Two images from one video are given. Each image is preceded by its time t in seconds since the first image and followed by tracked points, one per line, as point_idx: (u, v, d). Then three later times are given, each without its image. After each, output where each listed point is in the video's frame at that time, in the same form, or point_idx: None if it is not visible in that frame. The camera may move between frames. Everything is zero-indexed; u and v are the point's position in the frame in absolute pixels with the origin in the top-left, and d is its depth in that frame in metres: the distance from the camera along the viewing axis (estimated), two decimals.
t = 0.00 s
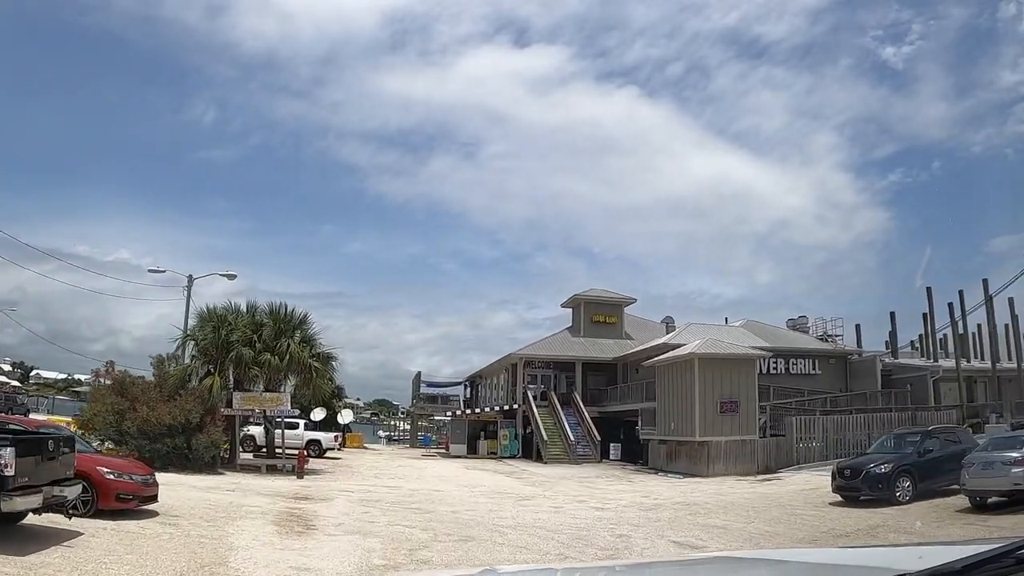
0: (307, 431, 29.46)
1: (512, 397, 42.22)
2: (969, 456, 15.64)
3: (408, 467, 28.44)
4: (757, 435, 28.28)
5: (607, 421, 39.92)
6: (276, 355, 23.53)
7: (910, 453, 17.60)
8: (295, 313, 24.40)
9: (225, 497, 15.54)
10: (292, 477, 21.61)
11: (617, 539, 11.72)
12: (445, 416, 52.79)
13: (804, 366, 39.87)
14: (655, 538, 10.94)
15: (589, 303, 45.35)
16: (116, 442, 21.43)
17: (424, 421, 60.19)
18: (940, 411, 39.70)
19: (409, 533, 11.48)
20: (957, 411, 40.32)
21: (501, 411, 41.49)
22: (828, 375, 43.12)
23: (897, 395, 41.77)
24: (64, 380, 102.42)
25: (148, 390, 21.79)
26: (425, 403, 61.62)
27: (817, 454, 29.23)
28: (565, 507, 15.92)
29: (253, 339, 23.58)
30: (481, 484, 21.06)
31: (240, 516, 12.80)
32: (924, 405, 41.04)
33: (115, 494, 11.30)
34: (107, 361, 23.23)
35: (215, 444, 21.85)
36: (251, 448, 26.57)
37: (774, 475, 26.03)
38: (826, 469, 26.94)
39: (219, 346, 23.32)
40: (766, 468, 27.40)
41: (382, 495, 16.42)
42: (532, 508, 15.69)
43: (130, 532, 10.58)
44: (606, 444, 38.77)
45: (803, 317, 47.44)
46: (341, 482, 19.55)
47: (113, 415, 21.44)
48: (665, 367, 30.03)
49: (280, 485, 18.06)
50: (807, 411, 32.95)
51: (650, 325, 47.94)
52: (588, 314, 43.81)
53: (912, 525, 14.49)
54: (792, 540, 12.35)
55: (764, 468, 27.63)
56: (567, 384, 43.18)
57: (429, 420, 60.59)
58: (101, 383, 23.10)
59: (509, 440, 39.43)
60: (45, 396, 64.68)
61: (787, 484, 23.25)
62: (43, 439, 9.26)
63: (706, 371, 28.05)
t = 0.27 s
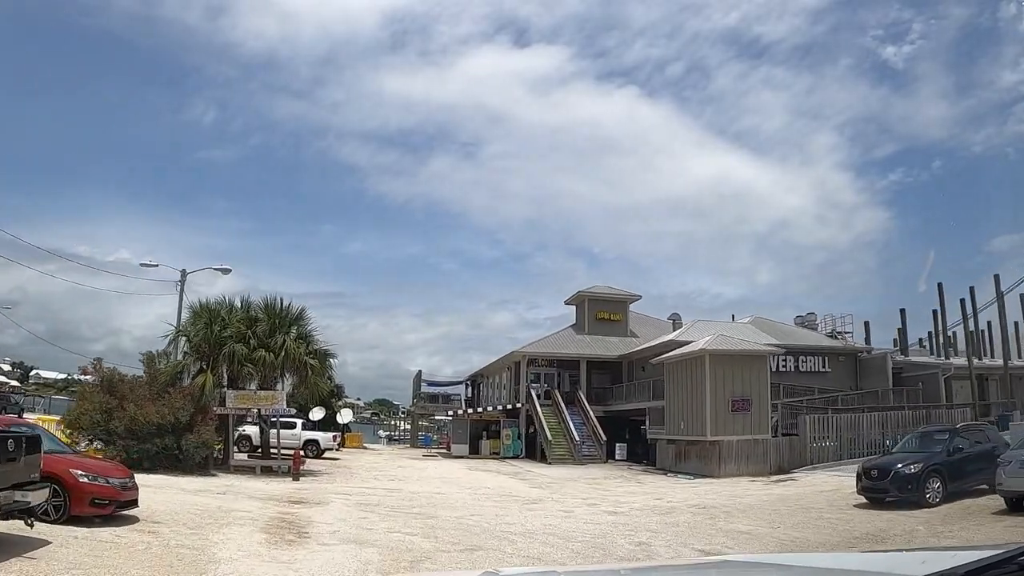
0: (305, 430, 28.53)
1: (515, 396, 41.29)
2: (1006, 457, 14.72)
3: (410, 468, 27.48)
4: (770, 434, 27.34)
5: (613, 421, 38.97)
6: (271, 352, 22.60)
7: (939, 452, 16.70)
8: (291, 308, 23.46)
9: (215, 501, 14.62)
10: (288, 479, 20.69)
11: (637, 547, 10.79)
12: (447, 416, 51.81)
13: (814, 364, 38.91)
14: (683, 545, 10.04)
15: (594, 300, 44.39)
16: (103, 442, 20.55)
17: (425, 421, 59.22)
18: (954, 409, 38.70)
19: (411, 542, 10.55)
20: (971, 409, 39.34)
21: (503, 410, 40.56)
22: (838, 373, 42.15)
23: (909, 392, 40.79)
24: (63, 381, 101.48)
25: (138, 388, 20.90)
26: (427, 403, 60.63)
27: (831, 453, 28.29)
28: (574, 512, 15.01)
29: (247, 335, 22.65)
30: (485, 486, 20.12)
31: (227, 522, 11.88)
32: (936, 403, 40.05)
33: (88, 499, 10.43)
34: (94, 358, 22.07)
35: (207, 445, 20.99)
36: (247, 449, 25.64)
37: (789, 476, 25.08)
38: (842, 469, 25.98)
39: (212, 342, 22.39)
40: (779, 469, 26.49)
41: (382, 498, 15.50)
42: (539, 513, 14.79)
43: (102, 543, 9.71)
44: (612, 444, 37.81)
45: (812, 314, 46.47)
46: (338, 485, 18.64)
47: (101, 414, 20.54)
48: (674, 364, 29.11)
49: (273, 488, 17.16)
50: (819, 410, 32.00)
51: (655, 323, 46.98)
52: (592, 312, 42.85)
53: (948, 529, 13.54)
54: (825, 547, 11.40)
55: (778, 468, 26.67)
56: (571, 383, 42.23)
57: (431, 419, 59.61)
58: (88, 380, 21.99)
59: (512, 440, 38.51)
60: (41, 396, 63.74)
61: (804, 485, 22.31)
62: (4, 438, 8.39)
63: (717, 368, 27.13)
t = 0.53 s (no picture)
0: (302, 430, 27.63)
1: (518, 395, 40.44)
2: None
3: (411, 468, 26.58)
4: (783, 434, 26.45)
5: (618, 420, 38.10)
6: (267, 348, 21.71)
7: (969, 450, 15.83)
8: (288, 303, 22.57)
9: (205, 505, 13.77)
10: (284, 481, 19.81)
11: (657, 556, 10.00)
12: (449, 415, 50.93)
13: (823, 362, 38.05)
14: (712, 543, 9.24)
15: (598, 297, 43.51)
16: (91, 442, 19.70)
17: (427, 421, 58.35)
18: (967, 408, 37.83)
19: (414, 551, 9.69)
20: (984, 408, 38.49)
21: (507, 409, 39.68)
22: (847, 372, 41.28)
23: (920, 391, 39.86)
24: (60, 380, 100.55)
25: (127, 386, 20.04)
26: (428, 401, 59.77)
27: (845, 454, 27.44)
28: (586, 518, 14.12)
29: (242, 331, 21.74)
30: (490, 489, 19.22)
31: (214, 530, 11.01)
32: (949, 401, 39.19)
33: (61, 505, 9.64)
34: (83, 354, 21.05)
35: (200, 445, 20.13)
36: (242, 449, 24.75)
37: (803, 477, 24.21)
38: (859, 469, 25.11)
39: (205, 338, 21.51)
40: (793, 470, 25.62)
41: (382, 502, 14.63)
42: (550, 518, 13.90)
43: (74, 553, 8.85)
44: (618, 444, 36.94)
45: (820, 311, 45.60)
46: (336, 487, 17.74)
47: (89, 413, 19.68)
48: (684, 361, 28.26)
49: (267, 491, 16.28)
50: (831, 408, 31.15)
51: (661, 320, 46.08)
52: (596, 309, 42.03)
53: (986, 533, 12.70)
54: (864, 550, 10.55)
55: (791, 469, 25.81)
56: (575, 382, 41.38)
57: (432, 419, 58.73)
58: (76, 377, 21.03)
59: (516, 440, 37.61)
60: (37, 395, 63.00)
61: (821, 486, 21.43)
62: None
63: (729, 365, 26.25)
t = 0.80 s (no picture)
0: (299, 429, 26.80)
1: (520, 394, 39.60)
2: None
3: (410, 469, 25.75)
4: (795, 433, 25.60)
5: (623, 420, 37.26)
6: (259, 344, 20.86)
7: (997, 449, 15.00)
8: (282, 297, 21.71)
9: (190, 509, 12.93)
10: (277, 483, 18.98)
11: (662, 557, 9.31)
12: (449, 415, 50.10)
13: (832, 360, 37.20)
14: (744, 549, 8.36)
15: (601, 294, 42.67)
16: (76, 442, 18.88)
17: (427, 420, 57.52)
18: (979, 407, 36.96)
19: (413, 560, 8.82)
20: (997, 406, 37.61)
21: (508, 409, 38.84)
22: (856, 370, 40.42)
23: (930, 389, 38.99)
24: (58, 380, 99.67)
25: (114, 385, 19.22)
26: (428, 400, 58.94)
27: (858, 454, 26.58)
28: (596, 523, 13.26)
29: (234, 327, 20.87)
30: (493, 491, 18.37)
31: (195, 538, 10.16)
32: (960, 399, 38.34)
33: (24, 510, 8.85)
34: (69, 350, 20.14)
35: (189, 446, 19.30)
36: (236, 449, 23.92)
37: (817, 478, 23.36)
38: (874, 470, 24.24)
39: (195, 334, 20.65)
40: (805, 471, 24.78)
41: (379, 506, 13.78)
42: (558, 523, 13.04)
43: (34, 565, 8.01)
44: (622, 444, 36.09)
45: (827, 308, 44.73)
46: (332, 490, 16.89)
47: (73, 411, 18.86)
48: (692, 359, 27.41)
49: (258, 493, 15.43)
50: (842, 407, 30.30)
51: (665, 318, 45.22)
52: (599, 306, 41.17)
53: None
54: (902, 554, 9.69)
55: (803, 469, 24.95)
56: (578, 381, 40.54)
57: (432, 419, 57.90)
58: (61, 374, 20.18)
59: (518, 440, 36.77)
60: (32, 396, 62.17)
61: (838, 487, 20.56)
62: None
63: (739, 363, 25.37)
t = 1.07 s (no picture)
0: (295, 430, 26.01)
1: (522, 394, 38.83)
2: None
3: (409, 470, 25.00)
4: (806, 433, 24.83)
5: (626, 420, 36.49)
6: (252, 341, 20.06)
7: None
8: (276, 293, 20.92)
9: (174, 514, 12.15)
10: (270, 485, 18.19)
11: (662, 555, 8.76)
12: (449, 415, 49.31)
13: (840, 358, 36.44)
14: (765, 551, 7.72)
15: (603, 292, 41.92)
16: (61, 442, 18.10)
17: (427, 420, 56.72)
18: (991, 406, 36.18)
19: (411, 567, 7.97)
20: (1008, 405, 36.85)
21: (509, 408, 38.06)
22: (864, 368, 39.64)
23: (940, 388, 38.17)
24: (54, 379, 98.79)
25: (100, 383, 18.41)
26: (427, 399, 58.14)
27: (871, 454, 25.82)
28: (607, 529, 12.44)
29: (225, 323, 20.07)
30: (495, 493, 17.60)
31: (172, 548, 9.34)
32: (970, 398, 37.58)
33: None
34: (54, 346, 19.28)
35: (178, 447, 18.51)
36: (230, 450, 23.14)
37: (830, 479, 22.59)
38: (889, 471, 23.48)
39: (185, 331, 19.85)
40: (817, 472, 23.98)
41: (376, 511, 13.00)
42: (568, 531, 12.21)
43: None
44: (626, 444, 35.32)
45: (833, 305, 43.97)
46: (327, 493, 16.07)
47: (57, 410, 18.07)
48: (699, 357, 26.62)
49: (247, 497, 14.64)
50: (853, 406, 29.53)
51: (669, 317, 44.42)
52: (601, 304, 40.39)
53: None
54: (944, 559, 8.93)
55: (815, 470, 24.19)
56: (580, 380, 39.76)
57: (432, 419, 57.10)
58: (45, 372, 19.38)
59: (519, 440, 35.97)
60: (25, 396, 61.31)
61: (854, 489, 19.79)
62: None
63: (749, 360, 24.58)
